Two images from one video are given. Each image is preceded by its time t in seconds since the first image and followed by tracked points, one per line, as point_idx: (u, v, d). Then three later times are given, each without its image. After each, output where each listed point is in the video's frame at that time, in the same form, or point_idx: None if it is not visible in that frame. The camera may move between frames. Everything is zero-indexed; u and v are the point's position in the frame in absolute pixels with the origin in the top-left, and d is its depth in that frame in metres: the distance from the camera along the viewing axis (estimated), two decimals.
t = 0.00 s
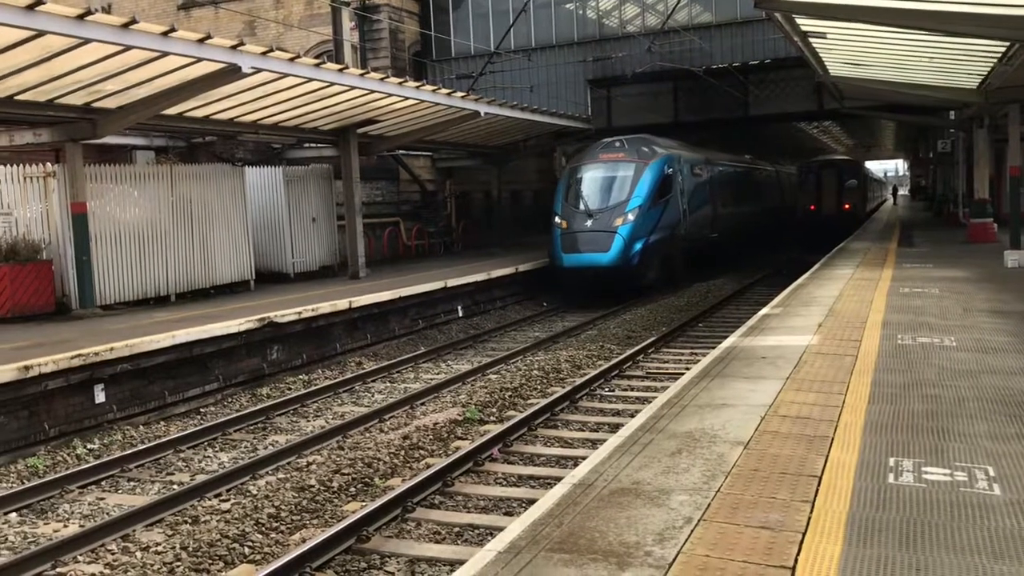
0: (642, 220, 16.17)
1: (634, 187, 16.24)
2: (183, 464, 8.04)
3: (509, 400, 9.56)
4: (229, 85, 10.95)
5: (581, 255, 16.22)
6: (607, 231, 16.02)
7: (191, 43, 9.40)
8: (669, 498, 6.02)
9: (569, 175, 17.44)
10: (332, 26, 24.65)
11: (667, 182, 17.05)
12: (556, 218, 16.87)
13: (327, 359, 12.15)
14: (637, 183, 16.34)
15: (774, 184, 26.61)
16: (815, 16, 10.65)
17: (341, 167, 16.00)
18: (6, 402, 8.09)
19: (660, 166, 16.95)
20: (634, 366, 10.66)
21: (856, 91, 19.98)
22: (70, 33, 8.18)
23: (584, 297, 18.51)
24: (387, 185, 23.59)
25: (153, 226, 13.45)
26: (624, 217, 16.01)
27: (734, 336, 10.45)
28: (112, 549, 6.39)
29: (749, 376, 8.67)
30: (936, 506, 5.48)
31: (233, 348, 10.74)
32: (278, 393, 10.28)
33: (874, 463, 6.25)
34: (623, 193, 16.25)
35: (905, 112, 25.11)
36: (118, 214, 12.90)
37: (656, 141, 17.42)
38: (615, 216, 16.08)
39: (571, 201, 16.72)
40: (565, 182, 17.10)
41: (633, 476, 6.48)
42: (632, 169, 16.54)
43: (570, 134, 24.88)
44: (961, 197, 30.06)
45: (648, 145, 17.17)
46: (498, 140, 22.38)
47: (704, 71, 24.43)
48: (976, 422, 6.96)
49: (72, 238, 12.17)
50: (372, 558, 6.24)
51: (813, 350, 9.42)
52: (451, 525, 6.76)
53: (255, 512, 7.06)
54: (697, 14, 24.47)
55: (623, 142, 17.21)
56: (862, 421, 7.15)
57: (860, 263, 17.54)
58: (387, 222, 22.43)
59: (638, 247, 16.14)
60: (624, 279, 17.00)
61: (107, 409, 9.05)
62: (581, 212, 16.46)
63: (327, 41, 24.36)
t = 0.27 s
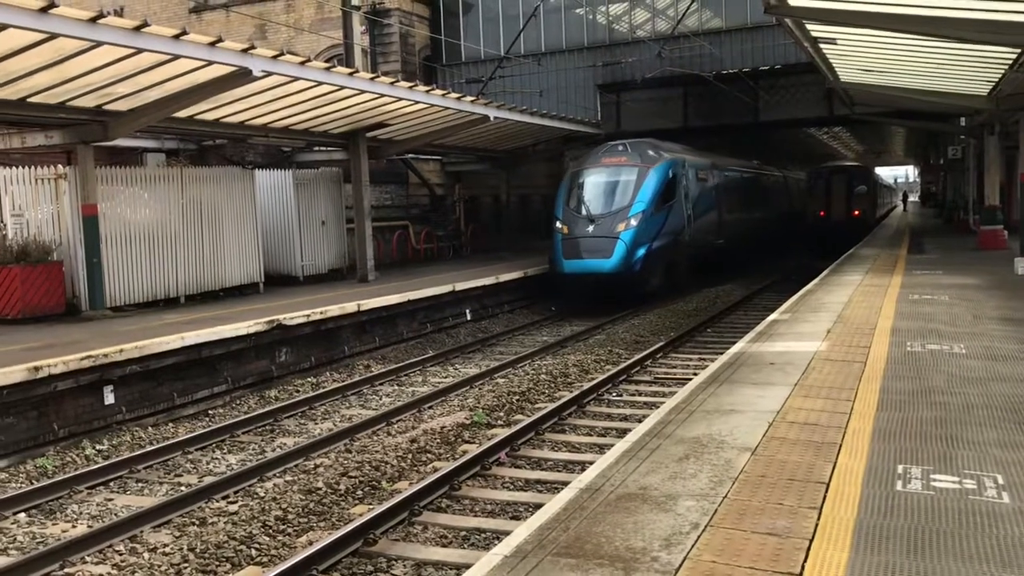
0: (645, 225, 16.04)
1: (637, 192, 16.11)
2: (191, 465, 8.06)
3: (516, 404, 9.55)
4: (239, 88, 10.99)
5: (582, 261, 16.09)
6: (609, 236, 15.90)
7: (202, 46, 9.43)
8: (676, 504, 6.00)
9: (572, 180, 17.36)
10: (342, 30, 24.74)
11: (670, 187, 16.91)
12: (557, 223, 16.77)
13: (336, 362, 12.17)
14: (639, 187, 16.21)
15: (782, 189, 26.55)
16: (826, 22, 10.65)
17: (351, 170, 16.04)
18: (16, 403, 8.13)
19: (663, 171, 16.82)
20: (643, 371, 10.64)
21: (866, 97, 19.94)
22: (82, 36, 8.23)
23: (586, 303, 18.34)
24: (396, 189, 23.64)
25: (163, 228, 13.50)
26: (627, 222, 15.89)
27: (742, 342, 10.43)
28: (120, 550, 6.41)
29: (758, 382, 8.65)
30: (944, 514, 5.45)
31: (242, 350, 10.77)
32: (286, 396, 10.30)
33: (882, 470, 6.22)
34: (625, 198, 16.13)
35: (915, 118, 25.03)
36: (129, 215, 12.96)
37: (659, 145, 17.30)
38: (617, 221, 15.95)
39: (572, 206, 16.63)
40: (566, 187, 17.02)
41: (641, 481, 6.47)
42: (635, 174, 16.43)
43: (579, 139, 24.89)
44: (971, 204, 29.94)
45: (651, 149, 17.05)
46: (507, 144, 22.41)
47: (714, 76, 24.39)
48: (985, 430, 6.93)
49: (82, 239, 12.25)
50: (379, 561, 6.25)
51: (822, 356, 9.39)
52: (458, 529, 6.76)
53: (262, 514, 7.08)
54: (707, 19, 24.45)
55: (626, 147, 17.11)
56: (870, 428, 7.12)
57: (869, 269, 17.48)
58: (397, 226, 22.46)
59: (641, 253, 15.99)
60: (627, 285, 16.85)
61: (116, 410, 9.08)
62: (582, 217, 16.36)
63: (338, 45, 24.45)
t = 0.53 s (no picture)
0: (646, 231, 15.82)
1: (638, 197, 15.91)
2: (197, 467, 8.07)
3: (523, 409, 9.54)
4: (249, 91, 11.02)
5: (581, 267, 15.86)
6: (609, 242, 15.69)
7: (213, 49, 9.46)
8: (682, 510, 5.98)
9: (573, 185, 17.18)
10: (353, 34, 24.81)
11: (672, 193, 16.70)
12: (558, 229, 16.55)
13: (342, 366, 12.18)
14: (641, 193, 16.01)
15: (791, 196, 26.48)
16: (837, 28, 10.63)
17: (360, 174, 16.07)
18: (24, 403, 8.15)
19: (665, 176, 16.63)
20: (649, 377, 10.62)
21: (875, 104, 19.91)
22: (93, 38, 8.27)
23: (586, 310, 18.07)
24: (405, 193, 23.68)
25: (172, 230, 13.54)
26: (628, 228, 15.67)
27: (750, 348, 10.40)
28: (125, 551, 6.42)
29: (765, 389, 8.62)
30: (951, 523, 5.42)
31: (249, 352, 10.78)
32: (293, 398, 10.31)
33: (890, 478, 6.18)
34: (627, 204, 15.93)
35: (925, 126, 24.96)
36: (138, 217, 13.00)
37: (662, 151, 17.13)
38: (618, 227, 15.74)
39: (572, 212, 16.44)
40: (566, 193, 16.86)
41: (647, 487, 6.45)
42: (637, 179, 16.25)
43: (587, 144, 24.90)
44: (981, 212, 29.80)
45: (653, 155, 16.86)
46: (515, 149, 22.43)
47: (724, 82, 24.32)
48: (994, 439, 6.88)
49: (91, 241, 12.30)
50: (384, 564, 6.24)
51: (830, 363, 9.35)
52: (463, 534, 6.74)
53: (268, 516, 7.07)
54: (717, 26, 24.41)
55: (629, 152, 16.93)
56: (878, 435, 7.09)
57: (878, 277, 17.40)
58: (405, 230, 22.49)
59: (642, 259, 15.76)
60: (628, 293, 16.60)
61: (123, 411, 9.09)
62: (583, 223, 16.15)
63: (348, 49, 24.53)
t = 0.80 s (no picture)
0: (645, 235, 15.53)
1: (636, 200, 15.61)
2: (202, 467, 8.08)
3: (528, 411, 9.54)
4: (257, 92, 11.05)
5: (578, 272, 15.54)
6: (607, 247, 15.40)
7: (221, 49, 9.48)
8: (686, 512, 5.98)
9: (570, 188, 16.87)
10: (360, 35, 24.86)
11: (671, 196, 16.39)
12: (554, 232, 16.24)
13: (347, 367, 12.19)
14: (640, 196, 15.72)
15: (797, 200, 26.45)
16: (845, 32, 10.62)
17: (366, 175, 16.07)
18: (30, 402, 8.19)
19: (664, 179, 16.33)
20: (654, 380, 10.62)
21: (882, 108, 19.88)
22: (103, 38, 8.30)
23: (582, 316, 17.70)
24: (411, 195, 23.71)
25: (178, 231, 13.57)
26: (626, 232, 15.38)
27: (755, 351, 10.40)
28: (130, 550, 6.44)
29: (770, 392, 8.62)
30: (956, 527, 5.41)
31: (255, 353, 10.80)
32: (298, 399, 10.32)
33: (895, 482, 6.17)
34: (626, 207, 15.64)
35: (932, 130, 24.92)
36: (145, 217, 13.04)
37: (661, 153, 16.83)
38: (616, 230, 15.45)
39: (570, 214, 16.13)
40: (564, 194, 16.56)
41: (651, 489, 6.45)
42: (636, 181, 15.96)
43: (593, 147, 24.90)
44: (988, 217, 29.73)
45: (652, 157, 16.56)
46: (522, 151, 22.45)
47: (731, 86, 24.35)
48: (999, 443, 6.87)
49: (98, 240, 12.35)
50: (388, 565, 6.25)
51: (835, 367, 9.34)
52: (467, 535, 6.75)
53: (273, 516, 7.09)
54: (724, 29, 24.53)
55: (627, 154, 16.64)
56: (882, 439, 7.07)
57: (884, 281, 17.38)
58: (410, 231, 22.51)
59: (641, 264, 15.45)
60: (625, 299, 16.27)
61: (129, 411, 9.12)
62: (580, 226, 15.85)
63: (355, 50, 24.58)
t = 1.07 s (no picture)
0: (641, 235, 15.17)
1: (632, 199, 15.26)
2: (207, 466, 8.10)
3: (532, 410, 9.54)
4: (261, 92, 11.06)
5: (572, 273, 15.18)
6: (601, 247, 15.05)
7: (224, 49, 9.48)
8: (691, 511, 5.98)
9: (565, 186, 16.52)
10: (364, 34, 24.87)
11: (669, 194, 16.03)
12: (547, 232, 15.88)
13: (351, 366, 12.20)
14: (636, 195, 15.37)
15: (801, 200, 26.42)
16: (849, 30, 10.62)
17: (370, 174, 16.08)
18: (36, 401, 8.20)
19: (661, 177, 15.98)
20: (659, 379, 10.62)
21: (888, 107, 19.82)
22: (107, 38, 8.31)
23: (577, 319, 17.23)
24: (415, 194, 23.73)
25: (182, 230, 13.58)
26: (621, 232, 15.03)
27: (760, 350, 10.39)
28: (135, 549, 6.45)
29: (774, 391, 8.61)
30: (961, 527, 5.39)
31: (260, 352, 10.81)
32: (302, 398, 10.33)
33: (899, 481, 6.16)
34: (621, 206, 15.28)
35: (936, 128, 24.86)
36: (149, 217, 13.05)
37: (658, 150, 16.48)
38: (611, 230, 15.10)
39: (564, 214, 15.78)
40: (559, 193, 16.20)
41: (655, 488, 6.45)
42: (632, 180, 15.59)
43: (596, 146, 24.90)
44: (993, 216, 29.64)
45: (650, 154, 16.20)
46: (526, 150, 22.45)
47: (736, 84, 24.36)
48: (1005, 442, 6.86)
49: (102, 240, 12.36)
50: (392, 564, 6.26)
51: (840, 366, 9.33)
52: (472, 534, 6.75)
53: (277, 515, 7.10)
54: (728, 27, 24.48)
55: (624, 151, 16.29)
56: (887, 438, 7.06)
57: (888, 280, 17.34)
58: (414, 231, 22.52)
59: (636, 265, 15.08)
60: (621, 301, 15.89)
61: (134, 410, 9.13)
62: (575, 226, 15.49)
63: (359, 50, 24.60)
